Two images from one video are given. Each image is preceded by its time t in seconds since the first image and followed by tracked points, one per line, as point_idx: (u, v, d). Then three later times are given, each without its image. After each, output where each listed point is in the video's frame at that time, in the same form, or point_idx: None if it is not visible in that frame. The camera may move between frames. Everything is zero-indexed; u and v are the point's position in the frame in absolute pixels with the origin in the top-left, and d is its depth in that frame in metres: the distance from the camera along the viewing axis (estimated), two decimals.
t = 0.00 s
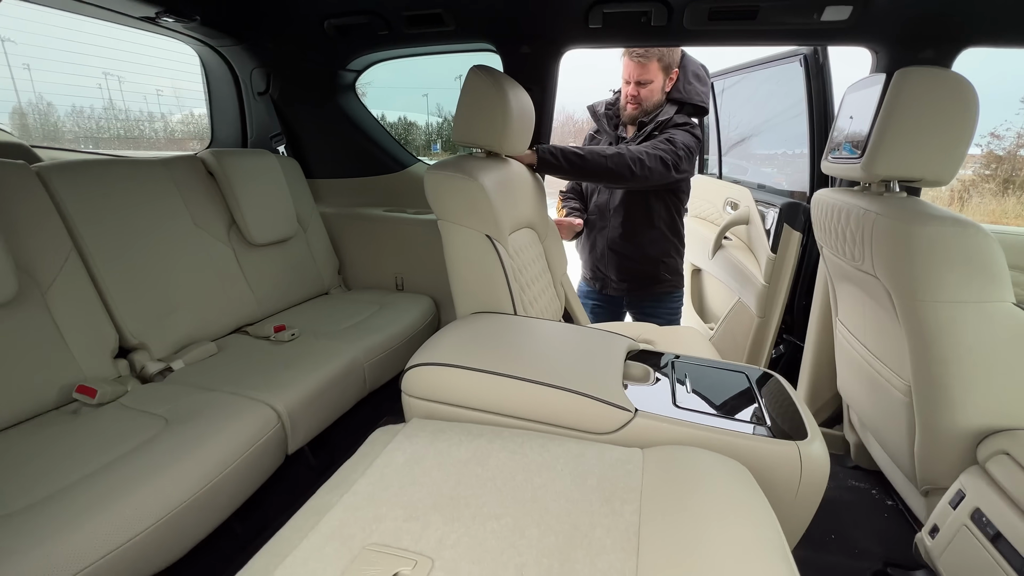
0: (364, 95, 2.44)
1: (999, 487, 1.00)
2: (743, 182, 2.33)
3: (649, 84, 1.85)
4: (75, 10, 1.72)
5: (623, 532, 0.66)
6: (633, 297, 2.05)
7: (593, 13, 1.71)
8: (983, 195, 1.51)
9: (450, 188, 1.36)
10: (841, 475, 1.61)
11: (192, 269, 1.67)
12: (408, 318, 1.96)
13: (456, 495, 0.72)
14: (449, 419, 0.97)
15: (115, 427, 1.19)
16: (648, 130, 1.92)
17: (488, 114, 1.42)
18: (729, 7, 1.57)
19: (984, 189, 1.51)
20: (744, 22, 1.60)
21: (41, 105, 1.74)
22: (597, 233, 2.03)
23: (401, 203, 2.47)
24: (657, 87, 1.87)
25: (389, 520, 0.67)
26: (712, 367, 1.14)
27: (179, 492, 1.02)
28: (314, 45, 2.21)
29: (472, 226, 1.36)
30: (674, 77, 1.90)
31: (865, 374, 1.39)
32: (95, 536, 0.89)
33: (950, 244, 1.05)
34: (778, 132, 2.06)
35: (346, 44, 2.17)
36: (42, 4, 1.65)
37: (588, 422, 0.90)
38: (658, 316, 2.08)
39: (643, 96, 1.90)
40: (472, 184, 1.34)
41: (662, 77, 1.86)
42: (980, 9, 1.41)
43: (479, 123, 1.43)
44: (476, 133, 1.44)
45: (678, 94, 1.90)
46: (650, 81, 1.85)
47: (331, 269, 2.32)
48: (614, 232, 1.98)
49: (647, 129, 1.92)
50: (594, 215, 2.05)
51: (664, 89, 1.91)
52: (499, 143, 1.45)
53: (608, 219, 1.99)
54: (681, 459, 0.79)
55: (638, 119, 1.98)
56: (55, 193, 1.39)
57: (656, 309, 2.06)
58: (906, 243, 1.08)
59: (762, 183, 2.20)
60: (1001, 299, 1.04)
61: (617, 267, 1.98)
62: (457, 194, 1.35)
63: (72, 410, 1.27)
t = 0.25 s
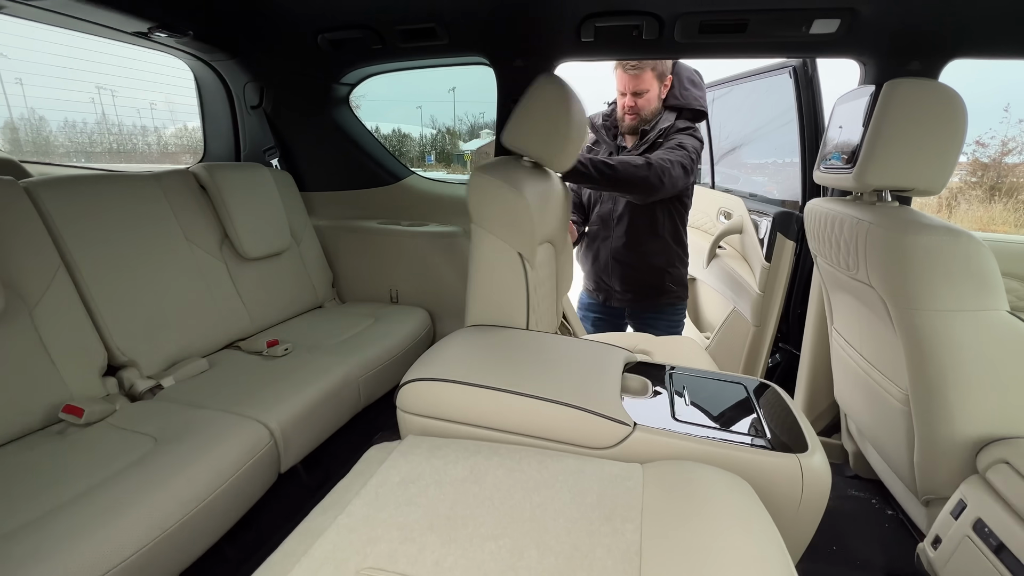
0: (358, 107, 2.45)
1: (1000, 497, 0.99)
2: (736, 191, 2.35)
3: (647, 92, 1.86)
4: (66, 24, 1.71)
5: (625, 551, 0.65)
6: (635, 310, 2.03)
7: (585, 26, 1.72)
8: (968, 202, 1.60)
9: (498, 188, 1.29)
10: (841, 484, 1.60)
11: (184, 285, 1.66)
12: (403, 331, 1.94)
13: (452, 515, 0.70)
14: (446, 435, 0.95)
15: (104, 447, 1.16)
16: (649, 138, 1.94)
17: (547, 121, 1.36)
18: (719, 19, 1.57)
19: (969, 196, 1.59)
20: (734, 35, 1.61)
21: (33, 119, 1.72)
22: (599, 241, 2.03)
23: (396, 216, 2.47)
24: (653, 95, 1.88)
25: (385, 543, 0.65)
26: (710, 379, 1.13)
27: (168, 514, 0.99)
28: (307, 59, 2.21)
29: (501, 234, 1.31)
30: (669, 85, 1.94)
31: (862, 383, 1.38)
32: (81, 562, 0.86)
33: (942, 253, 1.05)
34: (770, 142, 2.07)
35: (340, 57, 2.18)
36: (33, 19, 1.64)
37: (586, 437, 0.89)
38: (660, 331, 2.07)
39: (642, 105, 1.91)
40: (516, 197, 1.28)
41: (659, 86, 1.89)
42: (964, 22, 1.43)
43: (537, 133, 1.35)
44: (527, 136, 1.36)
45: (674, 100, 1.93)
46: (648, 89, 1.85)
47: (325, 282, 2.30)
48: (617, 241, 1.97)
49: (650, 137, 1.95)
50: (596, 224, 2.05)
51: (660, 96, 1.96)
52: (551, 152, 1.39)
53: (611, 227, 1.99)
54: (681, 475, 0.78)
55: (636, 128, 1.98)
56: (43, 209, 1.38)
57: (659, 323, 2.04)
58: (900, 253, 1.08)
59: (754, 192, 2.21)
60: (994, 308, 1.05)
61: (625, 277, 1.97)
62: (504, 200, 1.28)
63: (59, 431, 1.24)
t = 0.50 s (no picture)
0: (358, 116, 2.47)
1: (1000, 502, 0.99)
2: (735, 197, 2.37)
3: (650, 108, 1.83)
4: (70, 37, 1.73)
5: (625, 558, 0.65)
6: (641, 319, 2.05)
7: (583, 36, 1.74)
8: (968, 207, 1.53)
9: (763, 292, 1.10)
10: (843, 490, 1.59)
11: (186, 294, 1.66)
12: (404, 338, 1.95)
13: (453, 523, 0.71)
14: (446, 443, 0.96)
15: (106, 457, 1.17)
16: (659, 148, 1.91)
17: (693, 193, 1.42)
18: (714, 29, 1.60)
19: (968, 202, 1.53)
20: (730, 44, 1.64)
21: (35, 130, 1.73)
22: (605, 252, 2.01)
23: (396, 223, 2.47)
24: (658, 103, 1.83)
25: (386, 551, 0.66)
26: (709, 384, 1.14)
27: (170, 524, 0.99)
28: (309, 70, 2.24)
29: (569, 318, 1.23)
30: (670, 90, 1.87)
31: (862, 389, 1.39)
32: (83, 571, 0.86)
33: (939, 258, 1.06)
34: (768, 148, 2.09)
35: (341, 67, 2.20)
36: (38, 32, 1.66)
37: (586, 443, 0.89)
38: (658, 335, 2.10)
39: (649, 110, 1.83)
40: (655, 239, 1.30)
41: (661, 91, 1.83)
42: (957, 31, 1.44)
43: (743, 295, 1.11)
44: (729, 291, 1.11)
45: (679, 108, 1.87)
46: (649, 106, 1.82)
47: (325, 290, 2.31)
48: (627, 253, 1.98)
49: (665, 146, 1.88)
50: (601, 233, 2.03)
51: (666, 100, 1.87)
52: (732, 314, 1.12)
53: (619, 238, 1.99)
54: (681, 481, 0.78)
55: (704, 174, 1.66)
56: (47, 220, 1.39)
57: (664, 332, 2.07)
58: (896, 259, 1.09)
59: (753, 198, 2.23)
60: (991, 313, 1.05)
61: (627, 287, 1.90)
62: (656, 320, 1.13)
63: (61, 440, 1.24)
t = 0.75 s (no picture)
0: (359, 117, 2.48)
1: (1000, 500, 0.99)
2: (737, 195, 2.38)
3: (653, 109, 1.74)
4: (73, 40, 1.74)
5: (624, 557, 0.65)
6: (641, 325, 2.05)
7: (583, 37, 1.75)
8: (970, 206, 1.53)
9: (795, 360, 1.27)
10: (843, 490, 1.60)
11: (188, 295, 1.67)
12: (405, 339, 1.95)
13: (454, 522, 0.71)
14: (448, 443, 0.96)
15: (109, 458, 1.17)
16: (662, 150, 1.85)
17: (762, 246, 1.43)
18: (714, 31, 1.61)
19: (971, 200, 1.52)
20: (729, 45, 1.65)
21: (38, 132, 1.74)
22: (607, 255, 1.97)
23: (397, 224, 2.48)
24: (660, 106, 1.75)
25: (387, 550, 0.66)
26: (710, 384, 1.14)
27: (173, 524, 1.00)
28: (310, 72, 2.24)
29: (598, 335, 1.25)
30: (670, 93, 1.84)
31: (863, 389, 1.39)
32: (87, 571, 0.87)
33: (938, 258, 1.06)
34: (768, 147, 2.09)
35: (342, 69, 2.21)
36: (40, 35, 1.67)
37: (586, 443, 0.90)
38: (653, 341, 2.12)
39: (652, 113, 1.75)
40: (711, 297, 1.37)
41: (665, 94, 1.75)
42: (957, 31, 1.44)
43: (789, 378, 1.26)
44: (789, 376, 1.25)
45: (678, 112, 1.87)
46: (654, 107, 1.74)
47: (327, 290, 2.32)
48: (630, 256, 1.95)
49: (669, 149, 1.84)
50: (602, 235, 1.98)
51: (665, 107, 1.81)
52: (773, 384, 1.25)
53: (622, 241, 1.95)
54: (681, 481, 0.79)
55: (736, 193, 1.63)
56: (50, 222, 1.40)
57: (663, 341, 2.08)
58: (895, 259, 1.10)
59: (754, 198, 2.24)
60: (991, 312, 1.05)
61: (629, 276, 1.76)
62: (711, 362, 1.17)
63: (65, 441, 1.25)
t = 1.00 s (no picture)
0: (363, 117, 2.50)
1: (1003, 503, 0.99)
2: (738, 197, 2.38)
3: (660, 108, 1.78)
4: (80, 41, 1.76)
5: (627, 557, 0.66)
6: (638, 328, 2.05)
7: (586, 39, 1.76)
8: (973, 207, 1.53)
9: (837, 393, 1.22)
10: (846, 492, 1.59)
11: (193, 295, 1.68)
12: (408, 339, 1.96)
13: (458, 522, 0.72)
14: (451, 443, 0.96)
15: (114, 457, 1.18)
16: (664, 152, 1.84)
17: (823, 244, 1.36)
18: (717, 33, 1.61)
19: (974, 202, 1.52)
20: (732, 47, 1.66)
21: (42, 132, 1.75)
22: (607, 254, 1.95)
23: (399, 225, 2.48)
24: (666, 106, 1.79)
25: (391, 549, 0.66)
26: (713, 385, 1.14)
27: (177, 522, 1.00)
28: (314, 73, 2.26)
29: (638, 322, 1.14)
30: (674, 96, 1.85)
31: (866, 391, 1.39)
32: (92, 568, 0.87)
33: (942, 260, 1.06)
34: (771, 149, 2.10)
35: (347, 70, 2.22)
36: (47, 36, 1.68)
37: (588, 444, 0.90)
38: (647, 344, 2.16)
39: (658, 113, 1.78)
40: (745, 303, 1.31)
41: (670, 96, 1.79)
42: (960, 34, 1.44)
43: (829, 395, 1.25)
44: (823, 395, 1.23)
45: (681, 116, 1.87)
46: (661, 107, 1.77)
47: (330, 291, 2.32)
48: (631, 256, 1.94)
49: (669, 153, 1.83)
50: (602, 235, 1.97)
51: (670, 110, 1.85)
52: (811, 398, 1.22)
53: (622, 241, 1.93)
54: (683, 482, 0.79)
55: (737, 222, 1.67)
56: (57, 222, 1.40)
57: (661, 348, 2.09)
58: (898, 261, 1.10)
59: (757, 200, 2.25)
60: (994, 314, 1.05)
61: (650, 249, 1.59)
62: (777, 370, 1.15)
63: (70, 440, 1.26)
